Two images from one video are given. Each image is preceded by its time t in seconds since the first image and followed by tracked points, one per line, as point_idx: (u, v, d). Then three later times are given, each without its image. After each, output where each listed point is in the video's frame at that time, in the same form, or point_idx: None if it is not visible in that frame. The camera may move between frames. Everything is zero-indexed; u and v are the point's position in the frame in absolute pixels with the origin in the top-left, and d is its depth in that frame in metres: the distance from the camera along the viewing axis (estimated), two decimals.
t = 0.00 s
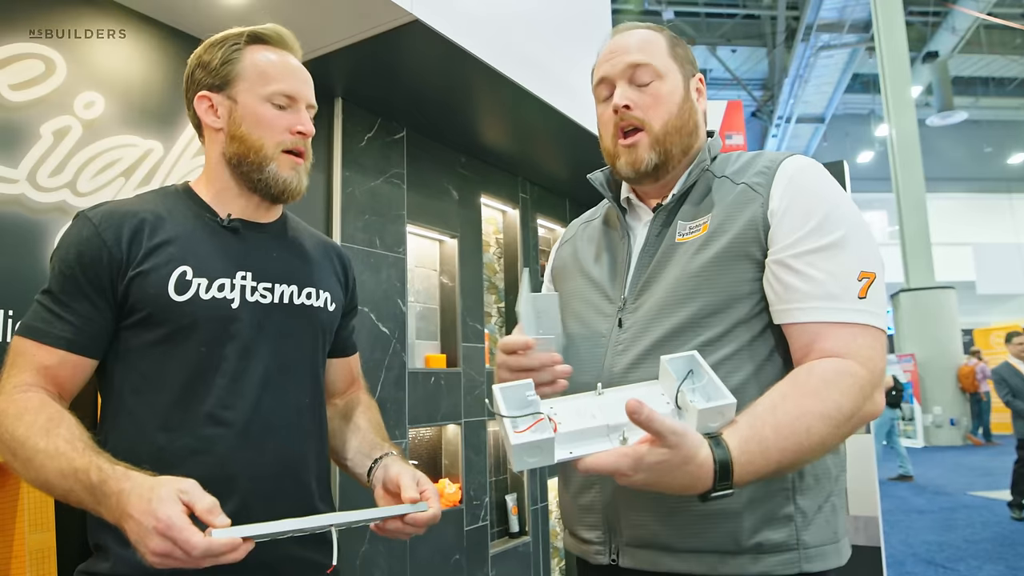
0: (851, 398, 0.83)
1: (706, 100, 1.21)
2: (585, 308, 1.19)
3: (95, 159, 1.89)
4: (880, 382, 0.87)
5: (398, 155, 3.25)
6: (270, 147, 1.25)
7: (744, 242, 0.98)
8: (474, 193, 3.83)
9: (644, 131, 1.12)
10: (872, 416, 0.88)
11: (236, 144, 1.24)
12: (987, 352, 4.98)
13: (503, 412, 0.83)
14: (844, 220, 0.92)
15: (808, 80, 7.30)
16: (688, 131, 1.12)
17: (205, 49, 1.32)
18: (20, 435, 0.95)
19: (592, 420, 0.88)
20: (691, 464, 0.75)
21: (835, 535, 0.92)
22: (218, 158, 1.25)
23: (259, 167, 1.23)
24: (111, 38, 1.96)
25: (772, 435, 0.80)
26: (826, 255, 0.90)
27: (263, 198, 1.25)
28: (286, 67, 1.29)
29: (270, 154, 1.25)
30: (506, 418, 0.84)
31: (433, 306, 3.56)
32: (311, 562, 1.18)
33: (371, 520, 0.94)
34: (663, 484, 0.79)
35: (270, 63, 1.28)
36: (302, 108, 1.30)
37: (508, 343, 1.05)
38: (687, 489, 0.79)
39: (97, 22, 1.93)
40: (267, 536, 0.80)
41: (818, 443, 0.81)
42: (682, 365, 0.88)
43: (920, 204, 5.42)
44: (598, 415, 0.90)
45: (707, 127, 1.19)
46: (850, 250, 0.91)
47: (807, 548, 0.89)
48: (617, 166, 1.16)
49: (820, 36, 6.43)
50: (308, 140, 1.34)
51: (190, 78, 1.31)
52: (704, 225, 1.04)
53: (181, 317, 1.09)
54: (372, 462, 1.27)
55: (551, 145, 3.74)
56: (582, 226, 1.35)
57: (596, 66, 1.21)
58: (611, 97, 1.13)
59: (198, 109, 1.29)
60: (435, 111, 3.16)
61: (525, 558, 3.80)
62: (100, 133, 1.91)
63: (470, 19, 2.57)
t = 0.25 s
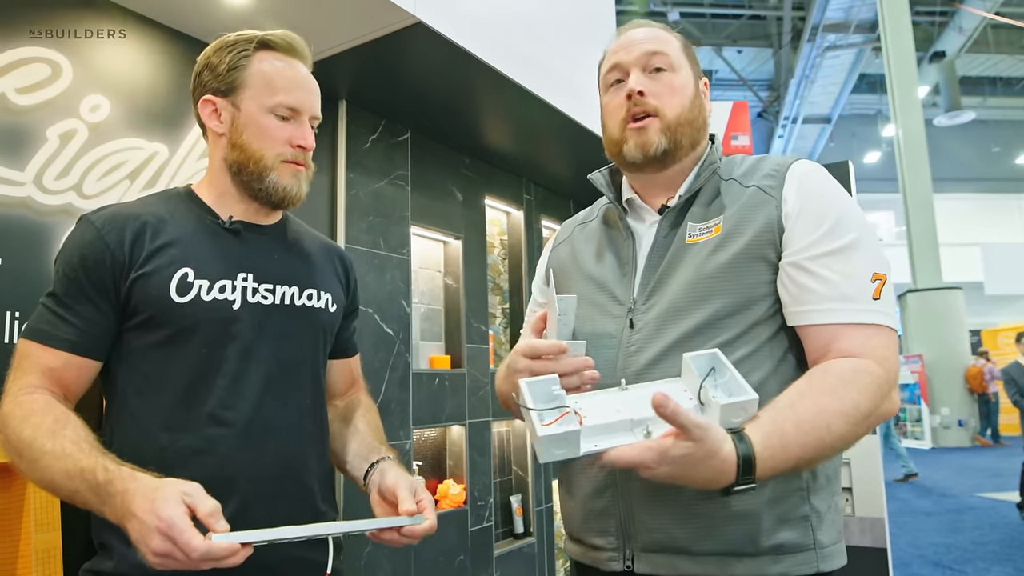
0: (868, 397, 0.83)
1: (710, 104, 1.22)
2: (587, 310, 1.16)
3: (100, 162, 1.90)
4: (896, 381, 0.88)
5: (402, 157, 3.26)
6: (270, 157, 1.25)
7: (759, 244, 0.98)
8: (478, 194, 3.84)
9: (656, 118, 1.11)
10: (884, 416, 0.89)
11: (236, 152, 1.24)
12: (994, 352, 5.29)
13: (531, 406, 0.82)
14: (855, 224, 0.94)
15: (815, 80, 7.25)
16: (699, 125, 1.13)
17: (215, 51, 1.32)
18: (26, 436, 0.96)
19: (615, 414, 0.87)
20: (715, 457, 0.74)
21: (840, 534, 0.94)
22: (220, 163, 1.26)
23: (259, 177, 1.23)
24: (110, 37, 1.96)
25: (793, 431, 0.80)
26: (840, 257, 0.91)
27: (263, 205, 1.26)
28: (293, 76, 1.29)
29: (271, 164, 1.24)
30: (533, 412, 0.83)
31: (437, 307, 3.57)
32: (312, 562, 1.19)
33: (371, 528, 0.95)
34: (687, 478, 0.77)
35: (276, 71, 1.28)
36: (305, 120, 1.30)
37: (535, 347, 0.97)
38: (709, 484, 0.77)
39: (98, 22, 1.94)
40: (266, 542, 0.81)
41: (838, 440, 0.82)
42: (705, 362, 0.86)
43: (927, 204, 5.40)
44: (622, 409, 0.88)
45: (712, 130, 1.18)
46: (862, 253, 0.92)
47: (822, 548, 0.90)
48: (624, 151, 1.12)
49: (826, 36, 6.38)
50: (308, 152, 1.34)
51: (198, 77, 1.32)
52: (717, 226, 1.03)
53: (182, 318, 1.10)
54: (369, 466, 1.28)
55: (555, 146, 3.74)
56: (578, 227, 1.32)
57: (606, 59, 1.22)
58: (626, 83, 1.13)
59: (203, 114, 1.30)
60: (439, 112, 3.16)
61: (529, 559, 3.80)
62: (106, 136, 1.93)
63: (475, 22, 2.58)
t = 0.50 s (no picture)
0: (879, 398, 0.83)
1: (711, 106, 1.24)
2: (589, 309, 1.14)
3: (105, 166, 1.92)
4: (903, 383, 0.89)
5: (404, 160, 3.27)
6: (275, 157, 1.26)
7: (767, 246, 0.98)
8: (481, 197, 3.84)
9: (669, 120, 1.11)
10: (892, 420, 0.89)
11: (240, 154, 1.25)
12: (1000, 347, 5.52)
13: (552, 410, 0.82)
14: (861, 228, 0.95)
15: (820, 81, 7.22)
16: (710, 126, 1.14)
17: (212, 57, 1.33)
18: (30, 440, 0.97)
19: (634, 416, 0.87)
20: (738, 459, 0.74)
21: (840, 534, 0.96)
22: (223, 166, 1.27)
23: (264, 177, 1.24)
24: (110, 37, 1.97)
25: (811, 431, 0.80)
26: (848, 260, 0.92)
27: (269, 205, 1.26)
28: (292, 78, 1.31)
29: (275, 163, 1.26)
30: (554, 416, 0.83)
31: (440, 309, 3.58)
32: (314, 563, 1.20)
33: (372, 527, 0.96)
34: (710, 479, 0.77)
35: (276, 74, 1.30)
36: (306, 119, 1.31)
37: (540, 346, 0.96)
38: (734, 483, 0.78)
39: (96, 22, 1.94)
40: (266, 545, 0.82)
41: (852, 441, 0.82)
42: (718, 361, 0.86)
43: (933, 204, 5.37)
44: (640, 411, 0.88)
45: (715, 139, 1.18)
46: (867, 259, 0.93)
47: (827, 548, 0.92)
48: (633, 151, 1.12)
49: (832, 37, 6.33)
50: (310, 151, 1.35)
51: (197, 84, 1.33)
52: (725, 229, 1.03)
53: (183, 324, 1.11)
54: (369, 467, 1.28)
55: (558, 149, 3.74)
56: (575, 228, 1.30)
57: (611, 60, 1.22)
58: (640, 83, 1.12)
59: (204, 118, 1.30)
60: (443, 116, 3.17)
61: (533, 561, 3.80)
62: (111, 141, 1.94)
63: (477, 26, 2.59)
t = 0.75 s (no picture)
0: (880, 398, 0.84)
1: (705, 107, 1.21)
2: (586, 308, 1.15)
3: (109, 170, 1.94)
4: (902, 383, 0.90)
5: (405, 162, 3.28)
6: (271, 162, 1.27)
7: (764, 248, 0.99)
8: (483, 199, 3.86)
9: (631, 125, 1.13)
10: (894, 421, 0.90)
11: (238, 159, 1.27)
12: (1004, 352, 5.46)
13: (558, 405, 0.84)
14: (859, 231, 0.96)
15: (825, 83, 7.21)
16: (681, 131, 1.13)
17: (211, 62, 1.34)
18: (34, 440, 0.99)
19: (640, 414, 0.89)
20: (744, 460, 0.75)
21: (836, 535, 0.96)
22: (222, 170, 1.29)
23: (261, 182, 1.26)
24: (111, 37, 1.99)
25: (814, 432, 0.81)
26: (847, 263, 0.93)
27: (266, 209, 1.28)
28: (289, 83, 1.32)
29: (272, 169, 1.27)
30: (561, 411, 0.85)
31: (442, 311, 3.59)
32: (313, 561, 1.21)
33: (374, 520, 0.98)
34: (717, 479, 0.78)
35: (274, 80, 1.31)
36: (303, 123, 1.32)
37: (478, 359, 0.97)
38: (739, 485, 0.78)
39: (97, 24, 1.96)
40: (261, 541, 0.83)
41: (854, 441, 0.83)
42: (723, 361, 0.88)
43: (939, 206, 5.36)
44: (647, 409, 0.90)
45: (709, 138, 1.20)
46: (866, 261, 0.94)
47: (820, 548, 0.92)
48: (603, 159, 1.18)
49: (837, 39, 6.33)
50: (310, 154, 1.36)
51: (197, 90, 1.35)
52: (722, 230, 1.04)
53: (183, 325, 1.12)
54: (368, 465, 1.29)
55: (560, 151, 3.76)
56: (575, 229, 1.30)
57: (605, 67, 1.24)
58: (606, 95, 1.16)
59: (202, 123, 1.32)
60: (445, 119, 3.20)
61: (535, 562, 3.80)
62: (114, 145, 1.96)
63: (477, 30, 2.61)
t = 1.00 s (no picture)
0: (867, 397, 0.84)
1: (688, 103, 1.18)
2: (581, 306, 1.20)
3: (113, 171, 1.96)
4: (894, 380, 0.88)
5: (407, 162, 3.30)
6: (271, 162, 1.29)
7: (745, 245, 1.00)
8: (485, 199, 3.87)
9: (604, 139, 1.18)
10: (885, 417, 0.89)
11: (238, 160, 1.28)
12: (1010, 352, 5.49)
13: (535, 409, 0.85)
14: (850, 227, 0.95)
15: (832, 81, 7.19)
16: (651, 137, 1.13)
17: (210, 65, 1.36)
18: (37, 436, 1.01)
19: (619, 416, 0.90)
20: (718, 462, 0.76)
21: (824, 535, 0.94)
22: (222, 171, 1.31)
23: (261, 181, 1.27)
24: (111, 37, 2.00)
25: (795, 432, 0.81)
26: (836, 260, 0.92)
27: (267, 208, 1.30)
28: (286, 84, 1.33)
29: (273, 168, 1.29)
30: (538, 415, 0.86)
31: (445, 311, 3.60)
32: (309, 557, 1.22)
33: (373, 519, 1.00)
34: (691, 480, 0.79)
35: (270, 81, 1.33)
36: (302, 123, 1.34)
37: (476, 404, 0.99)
38: (716, 485, 0.79)
39: (98, 24, 1.97)
40: (258, 537, 0.85)
41: (839, 441, 0.83)
42: (708, 362, 0.88)
43: (944, 205, 5.35)
44: (625, 412, 0.91)
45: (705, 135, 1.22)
46: (858, 257, 0.93)
47: (800, 547, 0.91)
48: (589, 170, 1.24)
49: (843, 37, 6.31)
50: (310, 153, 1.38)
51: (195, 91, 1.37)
52: (705, 229, 1.05)
53: (184, 324, 1.14)
54: (366, 462, 1.31)
55: (563, 151, 3.76)
56: (579, 230, 1.35)
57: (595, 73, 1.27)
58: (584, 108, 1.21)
59: (202, 125, 1.33)
60: (447, 120, 3.21)
61: (537, 561, 3.81)
62: (117, 146, 1.98)
63: (479, 31, 2.62)
